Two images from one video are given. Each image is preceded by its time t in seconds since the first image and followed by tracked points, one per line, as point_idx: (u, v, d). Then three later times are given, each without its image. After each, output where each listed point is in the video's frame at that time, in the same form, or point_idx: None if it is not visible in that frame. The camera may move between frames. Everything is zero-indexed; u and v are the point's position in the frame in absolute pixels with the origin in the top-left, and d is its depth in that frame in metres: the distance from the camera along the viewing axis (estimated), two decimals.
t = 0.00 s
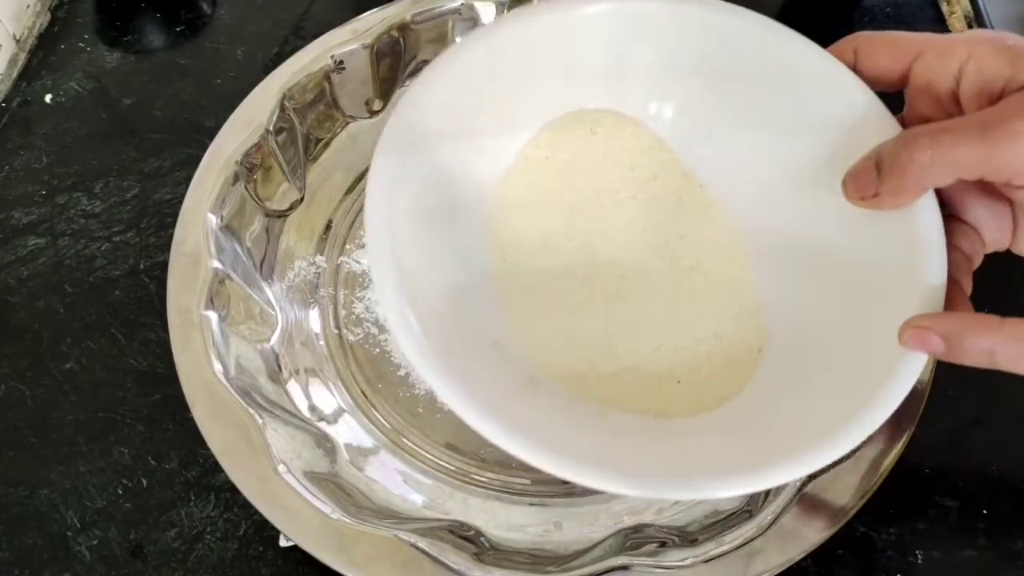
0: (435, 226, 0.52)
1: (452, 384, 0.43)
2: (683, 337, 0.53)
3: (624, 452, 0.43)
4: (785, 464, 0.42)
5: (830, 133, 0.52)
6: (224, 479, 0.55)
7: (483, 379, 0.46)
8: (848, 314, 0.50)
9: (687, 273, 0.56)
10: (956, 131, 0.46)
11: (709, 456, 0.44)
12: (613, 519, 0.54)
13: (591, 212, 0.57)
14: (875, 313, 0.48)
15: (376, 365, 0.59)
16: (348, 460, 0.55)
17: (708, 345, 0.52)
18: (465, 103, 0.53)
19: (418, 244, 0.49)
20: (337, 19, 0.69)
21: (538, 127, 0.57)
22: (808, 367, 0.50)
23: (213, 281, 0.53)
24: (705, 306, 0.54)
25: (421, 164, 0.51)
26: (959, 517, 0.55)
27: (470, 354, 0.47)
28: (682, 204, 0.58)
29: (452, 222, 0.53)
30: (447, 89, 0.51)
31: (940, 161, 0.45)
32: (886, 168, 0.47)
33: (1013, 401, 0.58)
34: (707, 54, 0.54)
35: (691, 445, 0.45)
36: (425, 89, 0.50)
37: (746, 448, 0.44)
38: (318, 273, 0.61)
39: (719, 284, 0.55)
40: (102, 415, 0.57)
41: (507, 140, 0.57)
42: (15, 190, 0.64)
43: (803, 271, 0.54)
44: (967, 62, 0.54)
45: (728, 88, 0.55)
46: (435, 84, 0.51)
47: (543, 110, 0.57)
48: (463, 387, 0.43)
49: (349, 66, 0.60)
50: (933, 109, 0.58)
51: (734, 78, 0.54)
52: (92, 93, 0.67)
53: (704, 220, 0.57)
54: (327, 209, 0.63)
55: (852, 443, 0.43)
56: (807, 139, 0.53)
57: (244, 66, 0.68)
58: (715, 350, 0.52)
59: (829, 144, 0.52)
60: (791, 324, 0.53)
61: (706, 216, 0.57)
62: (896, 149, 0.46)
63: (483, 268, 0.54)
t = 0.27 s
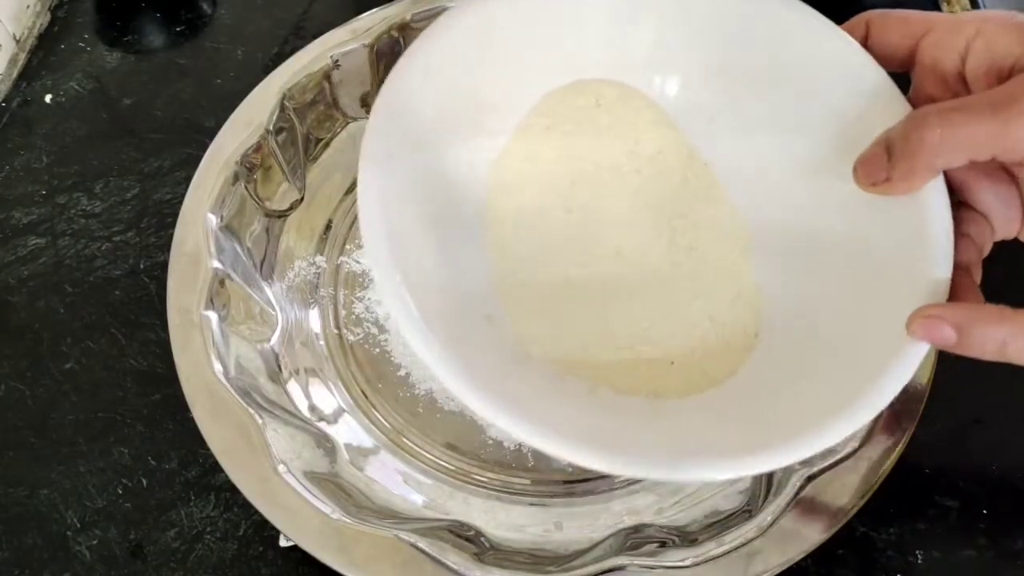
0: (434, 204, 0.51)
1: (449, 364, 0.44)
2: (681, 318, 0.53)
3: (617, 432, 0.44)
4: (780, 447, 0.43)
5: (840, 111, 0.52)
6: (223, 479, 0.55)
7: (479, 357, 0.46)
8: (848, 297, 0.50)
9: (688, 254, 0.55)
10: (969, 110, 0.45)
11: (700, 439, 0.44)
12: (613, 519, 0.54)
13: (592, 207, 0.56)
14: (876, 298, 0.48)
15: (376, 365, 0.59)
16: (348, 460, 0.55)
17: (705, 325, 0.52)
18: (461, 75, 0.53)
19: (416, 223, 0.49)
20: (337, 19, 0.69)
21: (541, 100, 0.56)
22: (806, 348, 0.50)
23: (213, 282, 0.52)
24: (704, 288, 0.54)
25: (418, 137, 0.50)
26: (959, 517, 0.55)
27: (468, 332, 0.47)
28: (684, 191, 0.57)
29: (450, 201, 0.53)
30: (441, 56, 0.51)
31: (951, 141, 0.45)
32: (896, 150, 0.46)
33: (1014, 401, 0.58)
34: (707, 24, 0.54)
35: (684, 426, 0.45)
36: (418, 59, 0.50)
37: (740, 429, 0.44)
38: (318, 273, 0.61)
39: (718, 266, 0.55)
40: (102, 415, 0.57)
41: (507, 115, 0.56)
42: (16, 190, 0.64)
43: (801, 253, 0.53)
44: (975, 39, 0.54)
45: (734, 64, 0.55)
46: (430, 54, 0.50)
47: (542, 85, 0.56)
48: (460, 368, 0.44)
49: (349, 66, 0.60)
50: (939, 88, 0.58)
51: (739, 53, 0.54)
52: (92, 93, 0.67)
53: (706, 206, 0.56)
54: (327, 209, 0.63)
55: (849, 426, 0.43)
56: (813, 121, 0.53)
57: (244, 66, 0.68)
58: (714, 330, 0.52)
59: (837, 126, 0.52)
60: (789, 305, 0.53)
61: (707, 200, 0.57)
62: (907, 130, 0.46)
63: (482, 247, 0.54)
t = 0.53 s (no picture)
0: (443, 189, 0.50)
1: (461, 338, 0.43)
2: (696, 302, 0.51)
3: (632, 406, 0.43)
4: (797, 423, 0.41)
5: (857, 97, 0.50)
6: (224, 478, 0.55)
7: (491, 332, 0.45)
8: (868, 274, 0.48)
9: (700, 238, 0.53)
10: (990, 82, 0.45)
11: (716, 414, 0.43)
12: (613, 519, 0.54)
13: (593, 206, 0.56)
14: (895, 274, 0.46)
15: (375, 365, 0.59)
16: (348, 460, 0.55)
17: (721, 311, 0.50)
18: (474, 72, 0.51)
19: (428, 205, 0.48)
20: (337, 19, 0.69)
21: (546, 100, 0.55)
22: (824, 325, 0.48)
23: (213, 281, 0.52)
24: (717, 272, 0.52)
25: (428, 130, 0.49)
26: (959, 517, 0.55)
27: (480, 309, 0.46)
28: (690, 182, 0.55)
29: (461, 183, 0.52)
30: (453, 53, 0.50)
31: (972, 112, 0.45)
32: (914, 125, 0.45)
33: (1015, 401, 0.58)
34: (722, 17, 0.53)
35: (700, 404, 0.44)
36: (433, 57, 0.49)
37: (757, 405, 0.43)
38: (318, 272, 0.61)
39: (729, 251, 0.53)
40: (102, 415, 0.57)
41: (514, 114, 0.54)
42: (16, 189, 0.64)
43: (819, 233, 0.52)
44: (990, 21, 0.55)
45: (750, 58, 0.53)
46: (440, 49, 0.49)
47: (547, 83, 0.55)
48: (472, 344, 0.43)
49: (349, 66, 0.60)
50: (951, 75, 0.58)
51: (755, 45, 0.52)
52: (92, 93, 0.67)
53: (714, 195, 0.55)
54: (327, 209, 0.63)
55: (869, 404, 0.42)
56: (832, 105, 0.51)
57: (244, 66, 0.68)
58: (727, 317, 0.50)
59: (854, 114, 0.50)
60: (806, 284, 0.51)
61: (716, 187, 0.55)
62: (927, 102, 0.45)
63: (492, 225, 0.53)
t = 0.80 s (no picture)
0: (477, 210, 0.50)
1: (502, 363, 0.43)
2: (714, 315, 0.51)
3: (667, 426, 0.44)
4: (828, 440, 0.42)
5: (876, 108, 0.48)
6: (224, 478, 0.55)
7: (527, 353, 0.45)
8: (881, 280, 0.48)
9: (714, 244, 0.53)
10: (1008, 111, 0.43)
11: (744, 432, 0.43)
12: (613, 519, 0.54)
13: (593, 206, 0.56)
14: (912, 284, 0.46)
15: (376, 365, 0.59)
16: (348, 460, 0.55)
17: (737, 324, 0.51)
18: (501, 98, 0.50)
19: (465, 222, 0.48)
20: (337, 18, 0.69)
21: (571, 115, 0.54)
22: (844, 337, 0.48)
23: (213, 281, 0.52)
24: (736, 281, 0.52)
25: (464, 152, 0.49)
26: (959, 518, 0.55)
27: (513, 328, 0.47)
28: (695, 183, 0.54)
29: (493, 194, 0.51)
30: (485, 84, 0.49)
31: (993, 142, 0.43)
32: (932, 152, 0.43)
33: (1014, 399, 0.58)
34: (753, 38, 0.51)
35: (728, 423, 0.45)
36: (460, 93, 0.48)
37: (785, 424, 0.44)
38: (318, 273, 0.61)
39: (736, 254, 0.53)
40: (102, 415, 0.57)
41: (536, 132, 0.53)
42: (16, 190, 0.64)
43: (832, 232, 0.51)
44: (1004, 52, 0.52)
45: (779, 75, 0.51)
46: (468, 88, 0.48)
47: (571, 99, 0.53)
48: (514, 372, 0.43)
49: (348, 66, 0.60)
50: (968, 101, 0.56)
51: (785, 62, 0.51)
52: (92, 93, 0.67)
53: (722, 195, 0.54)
54: (327, 209, 0.63)
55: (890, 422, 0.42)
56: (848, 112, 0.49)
57: (244, 66, 0.68)
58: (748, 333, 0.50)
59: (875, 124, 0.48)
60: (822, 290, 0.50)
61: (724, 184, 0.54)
62: (944, 132, 0.43)
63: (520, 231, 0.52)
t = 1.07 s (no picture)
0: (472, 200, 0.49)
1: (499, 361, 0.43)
2: (720, 306, 0.51)
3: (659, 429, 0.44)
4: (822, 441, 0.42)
5: (884, 101, 0.47)
6: (224, 478, 0.55)
7: (525, 353, 0.46)
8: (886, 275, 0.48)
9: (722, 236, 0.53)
10: (1020, 102, 0.41)
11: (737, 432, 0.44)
12: (613, 519, 0.54)
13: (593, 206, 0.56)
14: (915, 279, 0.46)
15: (376, 365, 0.59)
16: (348, 460, 0.55)
17: (744, 316, 0.51)
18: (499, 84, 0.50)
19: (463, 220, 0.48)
20: (337, 18, 0.69)
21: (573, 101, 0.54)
22: (847, 332, 0.48)
23: (213, 281, 0.52)
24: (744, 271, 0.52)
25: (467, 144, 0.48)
26: (960, 517, 0.55)
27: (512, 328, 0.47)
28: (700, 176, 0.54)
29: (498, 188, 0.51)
30: (482, 70, 0.48)
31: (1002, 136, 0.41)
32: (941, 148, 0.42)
33: (1015, 400, 0.58)
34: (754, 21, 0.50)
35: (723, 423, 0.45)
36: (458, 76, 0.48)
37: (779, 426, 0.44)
38: (318, 273, 0.61)
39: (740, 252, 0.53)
40: (102, 415, 0.57)
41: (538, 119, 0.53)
42: (16, 190, 0.64)
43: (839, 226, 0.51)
44: (1015, 37, 0.52)
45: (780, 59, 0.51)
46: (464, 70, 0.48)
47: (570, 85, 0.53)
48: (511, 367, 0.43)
49: (348, 66, 0.59)
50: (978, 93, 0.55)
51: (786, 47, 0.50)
52: (92, 93, 0.67)
53: (727, 187, 0.53)
54: (327, 209, 0.63)
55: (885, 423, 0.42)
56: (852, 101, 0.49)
57: (244, 66, 0.68)
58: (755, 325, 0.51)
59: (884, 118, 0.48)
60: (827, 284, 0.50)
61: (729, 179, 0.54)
62: (950, 125, 0.42)
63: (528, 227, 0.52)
